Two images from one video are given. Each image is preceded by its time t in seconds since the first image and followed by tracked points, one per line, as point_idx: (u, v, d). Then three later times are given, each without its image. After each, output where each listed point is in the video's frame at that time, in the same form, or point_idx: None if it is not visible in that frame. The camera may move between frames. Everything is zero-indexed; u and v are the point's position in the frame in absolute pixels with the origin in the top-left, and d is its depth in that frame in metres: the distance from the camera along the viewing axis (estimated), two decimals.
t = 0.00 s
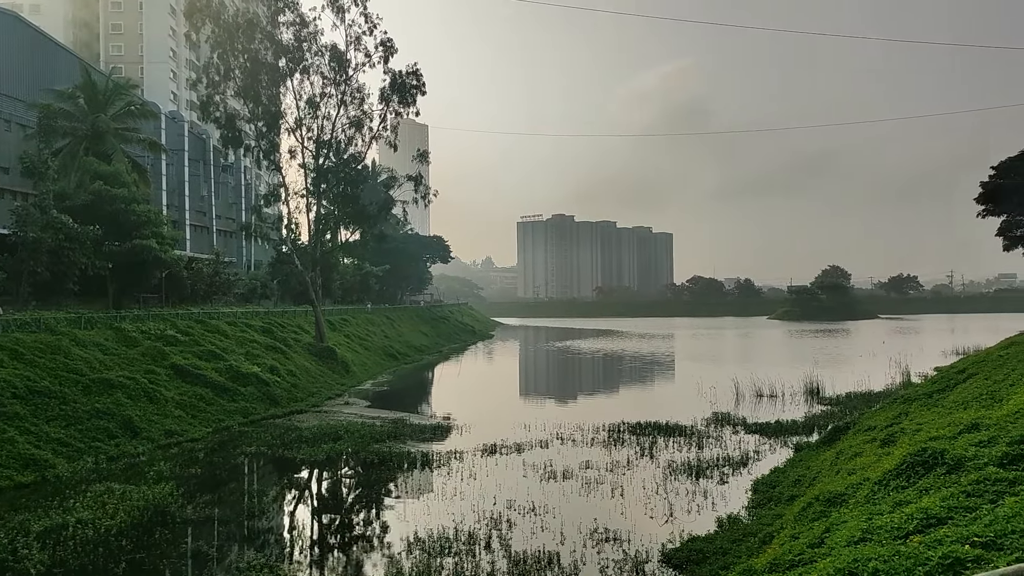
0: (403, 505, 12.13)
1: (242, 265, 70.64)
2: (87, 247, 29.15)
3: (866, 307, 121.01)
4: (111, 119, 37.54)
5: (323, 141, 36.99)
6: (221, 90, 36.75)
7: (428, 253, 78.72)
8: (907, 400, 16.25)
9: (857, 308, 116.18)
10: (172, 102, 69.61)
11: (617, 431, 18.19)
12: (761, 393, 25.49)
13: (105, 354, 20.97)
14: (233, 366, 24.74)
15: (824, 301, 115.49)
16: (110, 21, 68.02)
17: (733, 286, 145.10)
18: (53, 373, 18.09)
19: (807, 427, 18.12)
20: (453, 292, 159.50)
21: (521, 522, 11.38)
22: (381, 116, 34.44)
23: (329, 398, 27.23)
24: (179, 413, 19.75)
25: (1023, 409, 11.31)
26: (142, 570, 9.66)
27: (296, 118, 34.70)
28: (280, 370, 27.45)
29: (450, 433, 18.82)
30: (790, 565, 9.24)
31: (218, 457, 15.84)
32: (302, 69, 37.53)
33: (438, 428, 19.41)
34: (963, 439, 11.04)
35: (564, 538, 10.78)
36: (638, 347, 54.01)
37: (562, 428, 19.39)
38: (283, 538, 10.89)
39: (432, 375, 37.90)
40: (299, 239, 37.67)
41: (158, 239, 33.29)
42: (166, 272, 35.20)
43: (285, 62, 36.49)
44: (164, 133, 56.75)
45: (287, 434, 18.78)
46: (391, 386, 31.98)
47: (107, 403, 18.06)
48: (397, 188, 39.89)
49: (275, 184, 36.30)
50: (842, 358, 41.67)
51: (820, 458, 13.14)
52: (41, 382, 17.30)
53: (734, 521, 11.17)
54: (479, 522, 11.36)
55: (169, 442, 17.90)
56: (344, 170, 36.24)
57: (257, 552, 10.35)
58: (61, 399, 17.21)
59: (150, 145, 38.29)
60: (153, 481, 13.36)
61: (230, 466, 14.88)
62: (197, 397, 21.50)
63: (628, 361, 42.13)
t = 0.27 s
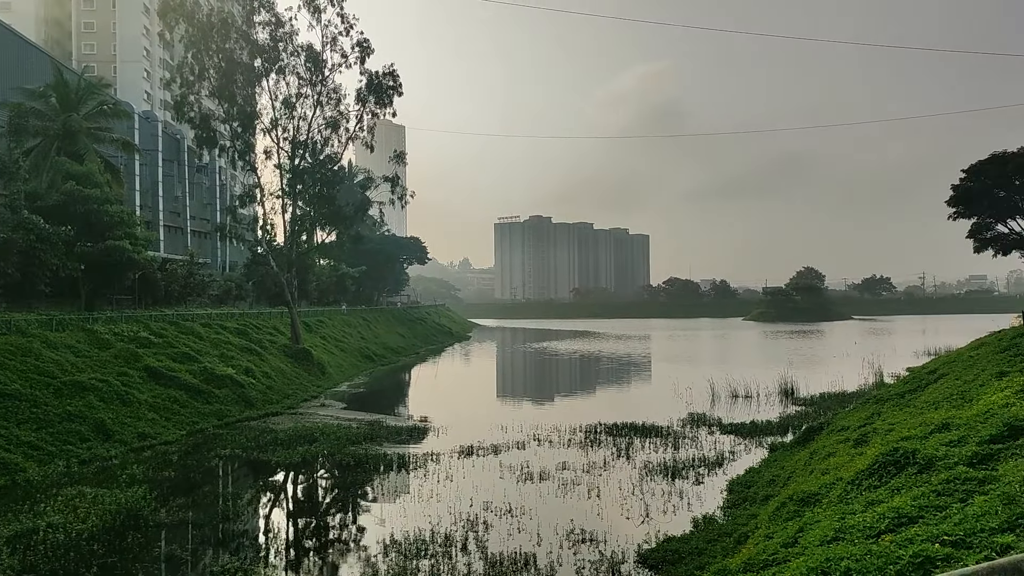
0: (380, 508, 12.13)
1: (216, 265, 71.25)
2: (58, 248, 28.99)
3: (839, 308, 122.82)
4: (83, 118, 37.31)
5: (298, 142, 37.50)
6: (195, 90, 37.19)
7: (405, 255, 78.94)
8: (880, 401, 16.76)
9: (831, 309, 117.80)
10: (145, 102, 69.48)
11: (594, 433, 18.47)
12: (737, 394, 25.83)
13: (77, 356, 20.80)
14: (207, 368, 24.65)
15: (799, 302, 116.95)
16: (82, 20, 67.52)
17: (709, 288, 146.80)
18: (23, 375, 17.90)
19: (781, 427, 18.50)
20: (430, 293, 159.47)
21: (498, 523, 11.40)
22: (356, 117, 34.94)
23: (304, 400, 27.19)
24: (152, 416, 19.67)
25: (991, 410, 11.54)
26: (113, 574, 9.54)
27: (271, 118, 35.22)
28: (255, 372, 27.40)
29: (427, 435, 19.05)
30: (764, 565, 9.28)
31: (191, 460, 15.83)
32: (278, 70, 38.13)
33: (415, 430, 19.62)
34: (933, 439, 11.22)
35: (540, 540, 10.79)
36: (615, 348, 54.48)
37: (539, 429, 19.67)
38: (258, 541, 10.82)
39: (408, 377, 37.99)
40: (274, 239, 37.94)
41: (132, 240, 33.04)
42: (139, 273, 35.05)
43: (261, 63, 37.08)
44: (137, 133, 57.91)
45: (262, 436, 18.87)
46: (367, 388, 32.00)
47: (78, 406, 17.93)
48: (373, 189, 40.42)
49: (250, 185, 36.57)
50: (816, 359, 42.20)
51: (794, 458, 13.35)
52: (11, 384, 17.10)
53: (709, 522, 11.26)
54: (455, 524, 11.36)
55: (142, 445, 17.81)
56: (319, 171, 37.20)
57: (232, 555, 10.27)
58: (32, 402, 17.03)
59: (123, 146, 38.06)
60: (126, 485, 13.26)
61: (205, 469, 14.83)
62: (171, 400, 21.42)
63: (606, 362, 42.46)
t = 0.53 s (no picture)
0: (355, 510, 12.07)
1: (190, 265, 71.06)
2: (26, 249, 28.81)
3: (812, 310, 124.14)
4: (54, 116, 36.83)
5: (273, 142, 37.42)
6: (168, 89, 36.97)
7: (381, 256, 78.80)
8: (854, 401, 16.97)
9: (804, 310, 118.94)
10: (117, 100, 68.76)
11: (570, 433, 18.50)
12: (712, 395, 26.00)
13: (46, 358, 20.57)
14: (180, 369, 24.47)
15: (773, 304, 117.95)
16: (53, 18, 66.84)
17: (685, 288, 148.20)
18: None
19: (756, 427, 18.66)
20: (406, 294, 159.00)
21: (474, 525, 11.37)
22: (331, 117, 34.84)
23: (278, 402, 27.05)
24: (124, 419, 19.47)
25: (960, 409, 11.70)
26: None
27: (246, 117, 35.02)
28: (229, 374, 27.23)
29: (402, 437, 19.02)
30: (738, 565, 9.31)
31: (163, 462, 15.71)
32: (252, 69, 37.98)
33: (390, 432, 19.58)
34: (904, 438, 11.34)
35: (516, 541, 10.77)
36: (590, 349, 54.77)
37: (515, 430, 19.70)
38: (232, 544, 10.73)
39: (384, 378, 37.91)
40: (248, 240, 37.70)
41: (102, 240, 33.83)
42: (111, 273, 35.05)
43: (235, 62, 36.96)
44: (109, 132, 57.81)
45: (234, 438, 18.82)
46: (342, 390, 31.89)
47: (48, 408, 17.75)
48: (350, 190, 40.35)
49: (224, 185, 36.34)
50: (791, 360, 42.52)
51: (768, 458, 13.49)
52: None
53: (684, 521, 11.31)
54: (431, 526, 11.32)
55: (114, 447, 17.66)
56: (295, 171, 37.15)
57: (205, 558, 10.17)
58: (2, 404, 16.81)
59: (95, 146, 37.72)
60: (97, 488, 13.12)
61: (179, 472, 14.73)
62: (144, 401, 21.25)
63: (582, 363, 42.57)
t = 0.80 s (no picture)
0: (334, 512, 12.04)
1: (166, 266, 70.58)
2: None
3: (789, 313, 125.34)
4: (28, 115, 36.40)
5: (250, 142, 37.36)
6: (144, 89, 36.81)
7: (360, 257, 78.59)
8: (830, 402, 17.17)
9: (781, 312, 120.08)
10: (92, 100, 68.32)
11: (549, 435, 18.54)
12: (690, 396, 26.17)
13: (18, 360, 20.33)
14: (157, 371, 24.28)
15: (749, 305, 118.92)
16: (27, 15, 66.21)
17: (662, 289, 149.55)
18: None
19: (734, 427, 18.82)
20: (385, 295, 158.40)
21: (452, 527, 11.37)
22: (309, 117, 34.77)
23: (256, 404, 26.95)
24: (98, 421, 19.31)
25: (934, 410, 11.87)
26: None
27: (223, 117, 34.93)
28: (207, 376, 27.08)
29: (381, 439, 19.02)
30: (715, 565, 9.35)
31: (139, 465, 15.59)
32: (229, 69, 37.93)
33: (369, 434, 19.55)
34: (879, 438, 11.47)
35: (495, 542, 10.76)
36: (569, 350, 54.98)
37: (494, 431, 19.75)
38: (209, 547, 10.65)
39: (363, 380, 37.82)
40: (224, 241, 37.49)
41: (78, 241, 33.82)
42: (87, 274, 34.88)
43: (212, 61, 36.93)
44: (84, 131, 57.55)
45: (210, 440, 18.74)
46: (320, 391, 31.84)
47: (21, 411, 17.54)
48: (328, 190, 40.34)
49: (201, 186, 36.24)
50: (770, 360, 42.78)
51: (745, 458, 13.61)
52: None
53: (663, 522, 11.36)
54: (409, 528, 11.30)
55: (89, 450, 17.49)
56: (272, 172, 37.04)
57: (182, 561, 10.10)
58: None
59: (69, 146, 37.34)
60: (71, 492, 12.98)
61: (155, 474, 14.62)
62: (119, 404, 21.09)
63: (561, 364, 42.71)
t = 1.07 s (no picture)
0: (311, 515, 11.99)
1: (141, 268, 69.96)
2: None
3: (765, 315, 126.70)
4: None
5: (227, 143, 37.21)
6: (118, 90, 36.52)
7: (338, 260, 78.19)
8: (805, 404, 17.38)
9: (757, 314, 121.34)
10: (65, 100, 67.86)
11: (527, 437, 18.58)
12: (668, 398, 26.34)
13: None
14: (132, 374, 24.05)
15: (725, 308, 120.13)
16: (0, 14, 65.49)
17: (640, 292, 150.82)
18: None
19: (710, 429, 18.98)
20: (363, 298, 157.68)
21: (430, 529, 11.35)
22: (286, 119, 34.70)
23: (232, 407, 26.82)
24: (71, 425, 19.11)
25: (907, 411, 12.04)
26: None
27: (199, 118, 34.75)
28: (182, 379, 26.90)
29: (359, 441, 18.99)
30: (691, 566, 9.39)
31: (112, 469, 15.44)
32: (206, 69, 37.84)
33: (346, 437, 19.51)
34: (854, 439, 11.60)
35: (472, 545, 10.76)
36: (547, 352, 55.24)
37: (472, 433, 19.81)
38: (184, 552, 10.57)
39: (340, 383, 37.71)
40: (200, 243, 37.22)
41: (50, 243, 35.37)
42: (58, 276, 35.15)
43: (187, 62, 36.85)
44: (57, 132, 57.16)
45: (185, 444, 18.61)
46: (297, 394, 31.76)
47: None
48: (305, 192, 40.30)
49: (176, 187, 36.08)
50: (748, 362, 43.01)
51: (723, 460, 13.72)
52: None
53: (640, 524, 11.40)
54: (386, 531, 11.27)
55: (61, 454, 17.29)
56: (248, 174, 36.91)
57: (156, 566, 10.01)
58: None
59: (42, 146, 36.91)
60: (43, 496, 12.82)
61: (128, 479, 14.49)
62: (92, 407, 20.89)
63: (540, 366, 42.87)
